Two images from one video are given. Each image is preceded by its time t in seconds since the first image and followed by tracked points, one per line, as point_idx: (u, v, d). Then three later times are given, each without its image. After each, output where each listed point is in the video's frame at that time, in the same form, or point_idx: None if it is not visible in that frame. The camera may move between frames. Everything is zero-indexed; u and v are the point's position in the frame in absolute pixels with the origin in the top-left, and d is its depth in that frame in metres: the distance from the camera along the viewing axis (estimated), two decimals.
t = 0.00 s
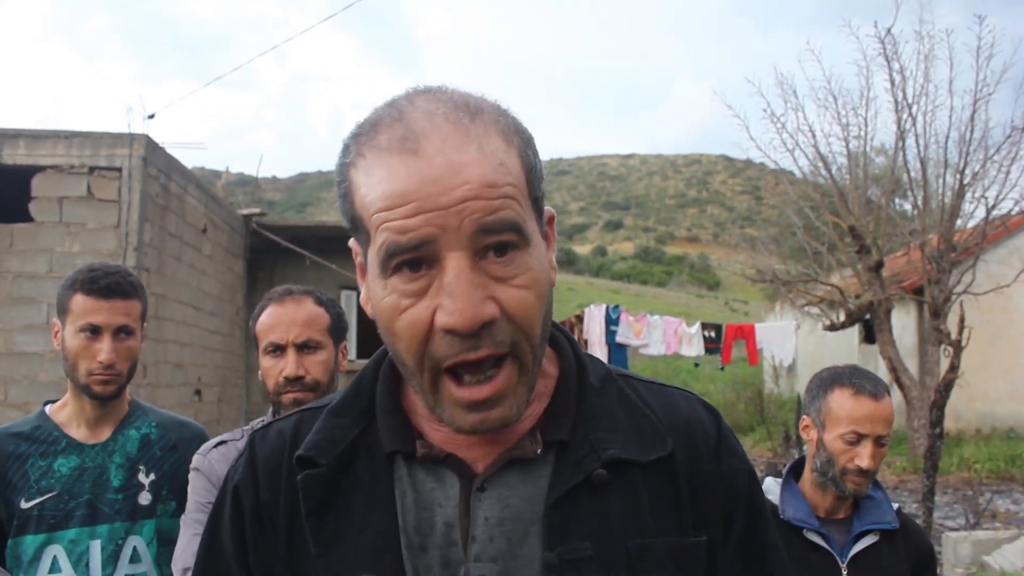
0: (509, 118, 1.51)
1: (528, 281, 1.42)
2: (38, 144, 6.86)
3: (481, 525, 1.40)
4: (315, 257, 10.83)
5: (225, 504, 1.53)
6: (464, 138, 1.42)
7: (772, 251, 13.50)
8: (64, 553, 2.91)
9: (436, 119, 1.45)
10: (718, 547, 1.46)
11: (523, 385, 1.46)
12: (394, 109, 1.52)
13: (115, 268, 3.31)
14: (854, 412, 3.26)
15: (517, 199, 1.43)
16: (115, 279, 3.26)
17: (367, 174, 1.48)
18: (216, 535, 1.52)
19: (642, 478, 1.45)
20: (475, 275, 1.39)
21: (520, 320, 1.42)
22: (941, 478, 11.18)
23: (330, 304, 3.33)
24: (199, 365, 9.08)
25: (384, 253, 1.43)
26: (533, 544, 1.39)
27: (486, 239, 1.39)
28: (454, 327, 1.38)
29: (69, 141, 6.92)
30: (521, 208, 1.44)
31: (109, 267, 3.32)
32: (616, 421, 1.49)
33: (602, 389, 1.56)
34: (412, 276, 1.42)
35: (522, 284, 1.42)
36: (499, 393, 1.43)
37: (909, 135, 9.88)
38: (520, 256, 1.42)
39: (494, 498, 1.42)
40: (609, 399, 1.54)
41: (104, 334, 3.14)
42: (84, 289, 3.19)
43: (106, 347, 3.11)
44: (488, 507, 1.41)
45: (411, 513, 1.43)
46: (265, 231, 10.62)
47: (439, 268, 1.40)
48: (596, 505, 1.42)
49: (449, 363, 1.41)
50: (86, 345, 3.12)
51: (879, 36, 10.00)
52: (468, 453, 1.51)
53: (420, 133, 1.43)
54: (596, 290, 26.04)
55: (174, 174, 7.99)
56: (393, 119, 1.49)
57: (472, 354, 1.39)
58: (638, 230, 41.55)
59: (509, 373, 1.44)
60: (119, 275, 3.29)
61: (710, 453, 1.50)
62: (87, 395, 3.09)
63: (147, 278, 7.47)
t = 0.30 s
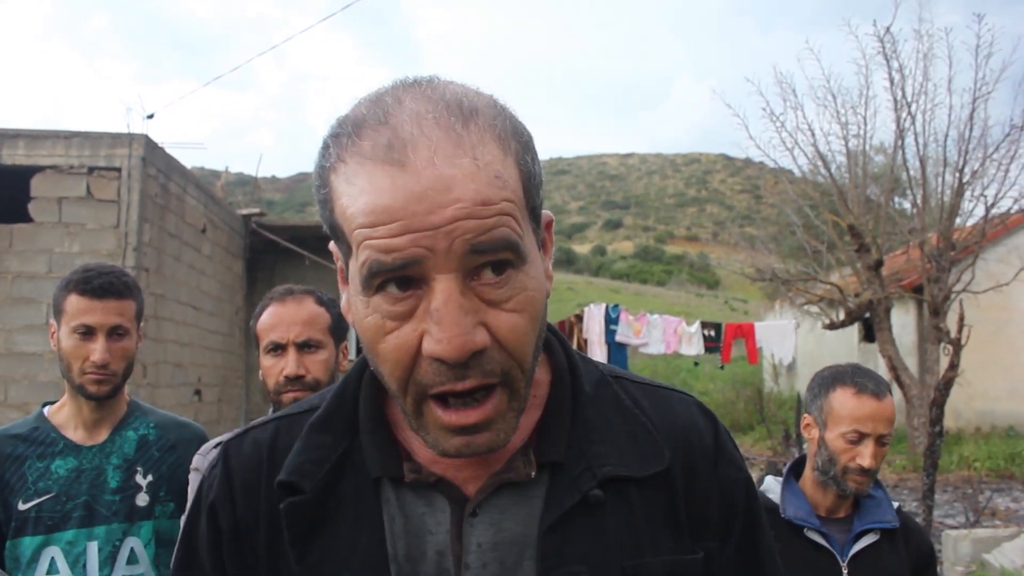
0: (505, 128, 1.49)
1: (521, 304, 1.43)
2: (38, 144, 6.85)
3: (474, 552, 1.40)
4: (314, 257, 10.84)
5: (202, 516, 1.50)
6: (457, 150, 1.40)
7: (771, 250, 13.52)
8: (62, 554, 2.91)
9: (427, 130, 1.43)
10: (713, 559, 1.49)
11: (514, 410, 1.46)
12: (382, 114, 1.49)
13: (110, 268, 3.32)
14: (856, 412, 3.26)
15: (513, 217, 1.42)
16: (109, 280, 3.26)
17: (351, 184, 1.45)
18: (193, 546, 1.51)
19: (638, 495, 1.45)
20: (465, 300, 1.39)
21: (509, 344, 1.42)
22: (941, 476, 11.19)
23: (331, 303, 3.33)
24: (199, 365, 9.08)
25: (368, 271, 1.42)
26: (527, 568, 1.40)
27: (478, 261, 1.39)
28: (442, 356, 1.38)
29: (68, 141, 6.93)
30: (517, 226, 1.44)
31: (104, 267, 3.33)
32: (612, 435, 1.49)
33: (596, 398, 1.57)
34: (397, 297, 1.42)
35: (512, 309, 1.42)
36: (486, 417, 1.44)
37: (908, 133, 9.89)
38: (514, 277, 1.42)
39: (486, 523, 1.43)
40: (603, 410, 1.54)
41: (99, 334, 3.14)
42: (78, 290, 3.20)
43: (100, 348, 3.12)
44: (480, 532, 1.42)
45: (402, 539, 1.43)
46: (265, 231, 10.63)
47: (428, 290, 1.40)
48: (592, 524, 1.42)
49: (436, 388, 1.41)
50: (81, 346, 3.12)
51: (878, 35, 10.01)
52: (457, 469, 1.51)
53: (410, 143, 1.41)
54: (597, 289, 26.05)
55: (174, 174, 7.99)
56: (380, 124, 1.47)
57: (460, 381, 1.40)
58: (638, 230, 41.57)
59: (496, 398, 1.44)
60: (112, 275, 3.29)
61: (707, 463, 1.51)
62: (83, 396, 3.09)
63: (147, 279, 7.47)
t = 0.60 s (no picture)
0: (487, 114, 1.45)
1: (470, 277, 1.37)
2: (37, 142, 6.85)
3: (462, 544, 1.39)
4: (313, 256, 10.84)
5: (198, 510, 1.50)
6: (417, 121, 1.38)
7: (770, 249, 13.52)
8: (62, 554, 2.91)
9: (394, 102, 1.42)
10: (710, 558, 1.49)
11: (460, 384, 1.39)
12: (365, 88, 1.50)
13: (108, 268, 3.31)
14: (855, 412, 3.26)
15: (468, 192, 1.38)
16: (107, 280, 3.26)
17: (322, 153, 1.46)
18: (190, 541, 1.50)
19: (632, 490, 1.45)
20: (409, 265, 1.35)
21: (455, 316, 1.36)
22: (940, 476, 11.19)
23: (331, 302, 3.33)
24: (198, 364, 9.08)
25: (326, 236, 1.41)
26: (516, 562, 1.39)
27: (425, 228, 1.35)
28: (378, 316, 1.34)
29: (68, 140, 6.92)
30: (475, 201, 1.39)
31: (102, 266, 3.33)
32: (606, 430, 1.49)
33: (594, 396, 1.56)
34: (349, 261, 1.39)
35: (459, 282, 1.36)
36: (427, 386, 1.38)
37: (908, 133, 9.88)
38: (463, 250, 1.37)
39: (476, 516, 1.42)
40: (598, 407, 1.54)
41: (97, 335, 3.14)
42: (76, 290, 3.19)
43: (99, 348, 3.11)
44: (469, 525, 1.41)
45: (390, 531, 1.41)
46: (264, 230, 10.62)
47: (374, 254, 1.37)
48: (582, 519, 1.41)
49: (377, 353, 1.37)
50: (80, 346, 3.12)
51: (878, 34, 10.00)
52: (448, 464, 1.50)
53: (374, 113, 1.41)
54: (596, 289, 26.03)
55: (172, 172, 7.98)
56: (359, 97, 1.48)
57: (398, 345, 1.35)
58: (637, 229, 41.55)
59: (440, 369, 1.38)
60: (112, 275, 3.29)
61: (706, 463, 1.51)
62: (82, 397, 3.09)
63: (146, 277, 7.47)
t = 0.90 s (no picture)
0: (448, 120, 1.16)
1: (396, 292, 1.16)
2: (37, 141, 6.85)
3: (513, 558, 1.17)
4: (313, 255, 10.84)
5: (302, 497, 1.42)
6: (380, 123, 1.22)
7: (769, 250, 13.55)
8: (64, 554, 2.92)
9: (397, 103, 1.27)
10: None
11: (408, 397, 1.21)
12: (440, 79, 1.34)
13: (109, 268, 3.32)
14: (852, 413, 3.27)
15: (393, 199, 1.16)
16: (108, 280, 3.27)
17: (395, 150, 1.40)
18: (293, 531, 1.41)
19: (714, 535, 1.09)
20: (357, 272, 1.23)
21: (378, 325, 1.19)
22: (938, 476, 11.22)
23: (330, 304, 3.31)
24: (198, 364, 9.09)
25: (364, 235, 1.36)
26: None
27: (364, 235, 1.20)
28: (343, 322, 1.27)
29: (68, 139, 6.92)
30: (407, 207, 1.16)
31: (103, 266, 3.33)
32: (694, 460, 1.14)
33: (692, 418, 1.19)
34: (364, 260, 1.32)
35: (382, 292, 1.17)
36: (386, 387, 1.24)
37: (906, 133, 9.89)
38: (394, 261, 1.17)
39: (529, 531, 1.18)
40: (690, 428, 1.18)
41: (98, 335, 3.14)
42: (77, 290, 3.20)
43: (99, 348, 3.12)
44: (522, 538, 1.18)
45: (451, 531, 1.25)
46: (264, 230, 10.63)
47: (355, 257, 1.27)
48: (646, 563, 1.09)
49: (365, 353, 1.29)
50: (80, 346, 3.12)
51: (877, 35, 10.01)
52: (509, 470, 1.28)
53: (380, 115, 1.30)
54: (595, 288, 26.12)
55: (173, 172, 7.98)
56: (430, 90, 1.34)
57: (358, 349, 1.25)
58: (636, 229, 41.64)
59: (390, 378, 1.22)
60: (113, 275, 3.30)
61: (812, 510, 1.12)
62: (82, 396, 3.09)
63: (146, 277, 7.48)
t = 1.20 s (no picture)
0: (460, 123, 1.21)
1: (427, 292, 1.24)
2: (32, 143, 6.84)
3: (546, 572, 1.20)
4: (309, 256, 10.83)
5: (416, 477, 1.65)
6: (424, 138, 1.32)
7: (766, 249, 13.56)
8: (59, 555, 2.92)
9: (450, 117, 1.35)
10: None
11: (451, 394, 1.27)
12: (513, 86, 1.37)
13: (107, 270, 3.31)
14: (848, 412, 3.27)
15: (423, 205, 1.25)
16: (106, 282, 3.26)
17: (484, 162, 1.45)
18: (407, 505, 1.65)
19: None
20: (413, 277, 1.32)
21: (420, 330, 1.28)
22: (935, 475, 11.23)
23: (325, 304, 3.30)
24: (194, 365, 9.08)
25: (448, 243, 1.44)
26: None
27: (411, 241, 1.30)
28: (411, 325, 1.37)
29: (63, 140, 6.91)
30: (431, 212, 1.24)
31: (100, 268, 3.32)
32: (732, 495, 1.06)
33: (745, 443, 1.09)
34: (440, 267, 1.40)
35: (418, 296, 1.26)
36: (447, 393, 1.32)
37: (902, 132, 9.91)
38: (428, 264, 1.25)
39: (564, 549, 1.20)
40: (738, 458, 1.08)
41: (96, 337, 3.13)
42: (75, 292, 3.19)
43: (97, 350, 3.11)
44: (557, 554, 1.20)
45: (508, 534, 1.35)
46: (260, 231, 10.62)
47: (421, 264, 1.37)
48: None
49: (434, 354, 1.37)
50: (77, 348, 3.11)
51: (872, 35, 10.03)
52: (561, 479, 1.32)
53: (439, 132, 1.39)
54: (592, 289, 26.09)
55: (169, 173, 7.98)
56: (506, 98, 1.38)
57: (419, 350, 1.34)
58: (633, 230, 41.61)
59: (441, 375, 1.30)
60: (111, 277, 3.29)
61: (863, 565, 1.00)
62: (79, 398, 3.08)
63: (142, 279, 7.47)
